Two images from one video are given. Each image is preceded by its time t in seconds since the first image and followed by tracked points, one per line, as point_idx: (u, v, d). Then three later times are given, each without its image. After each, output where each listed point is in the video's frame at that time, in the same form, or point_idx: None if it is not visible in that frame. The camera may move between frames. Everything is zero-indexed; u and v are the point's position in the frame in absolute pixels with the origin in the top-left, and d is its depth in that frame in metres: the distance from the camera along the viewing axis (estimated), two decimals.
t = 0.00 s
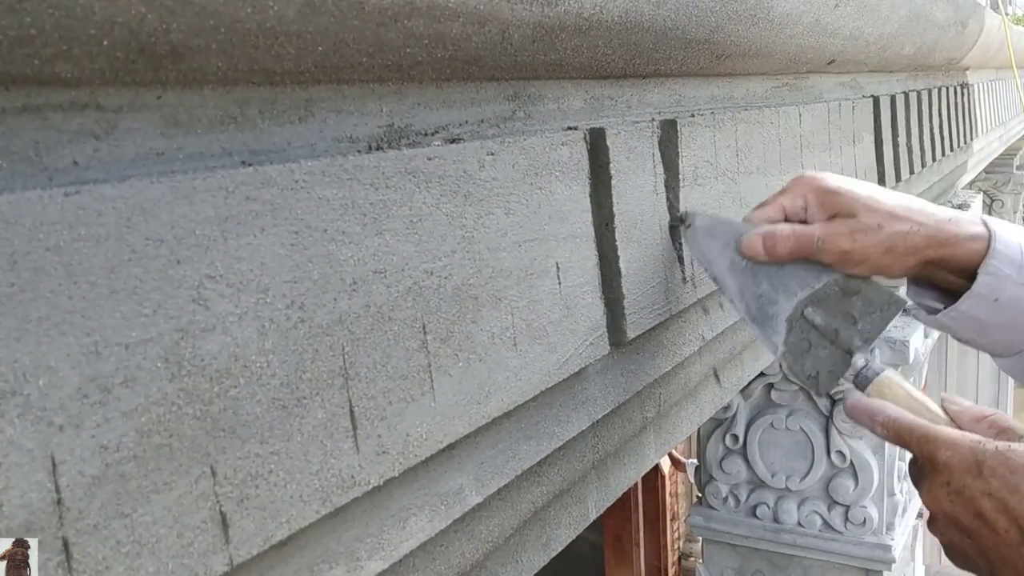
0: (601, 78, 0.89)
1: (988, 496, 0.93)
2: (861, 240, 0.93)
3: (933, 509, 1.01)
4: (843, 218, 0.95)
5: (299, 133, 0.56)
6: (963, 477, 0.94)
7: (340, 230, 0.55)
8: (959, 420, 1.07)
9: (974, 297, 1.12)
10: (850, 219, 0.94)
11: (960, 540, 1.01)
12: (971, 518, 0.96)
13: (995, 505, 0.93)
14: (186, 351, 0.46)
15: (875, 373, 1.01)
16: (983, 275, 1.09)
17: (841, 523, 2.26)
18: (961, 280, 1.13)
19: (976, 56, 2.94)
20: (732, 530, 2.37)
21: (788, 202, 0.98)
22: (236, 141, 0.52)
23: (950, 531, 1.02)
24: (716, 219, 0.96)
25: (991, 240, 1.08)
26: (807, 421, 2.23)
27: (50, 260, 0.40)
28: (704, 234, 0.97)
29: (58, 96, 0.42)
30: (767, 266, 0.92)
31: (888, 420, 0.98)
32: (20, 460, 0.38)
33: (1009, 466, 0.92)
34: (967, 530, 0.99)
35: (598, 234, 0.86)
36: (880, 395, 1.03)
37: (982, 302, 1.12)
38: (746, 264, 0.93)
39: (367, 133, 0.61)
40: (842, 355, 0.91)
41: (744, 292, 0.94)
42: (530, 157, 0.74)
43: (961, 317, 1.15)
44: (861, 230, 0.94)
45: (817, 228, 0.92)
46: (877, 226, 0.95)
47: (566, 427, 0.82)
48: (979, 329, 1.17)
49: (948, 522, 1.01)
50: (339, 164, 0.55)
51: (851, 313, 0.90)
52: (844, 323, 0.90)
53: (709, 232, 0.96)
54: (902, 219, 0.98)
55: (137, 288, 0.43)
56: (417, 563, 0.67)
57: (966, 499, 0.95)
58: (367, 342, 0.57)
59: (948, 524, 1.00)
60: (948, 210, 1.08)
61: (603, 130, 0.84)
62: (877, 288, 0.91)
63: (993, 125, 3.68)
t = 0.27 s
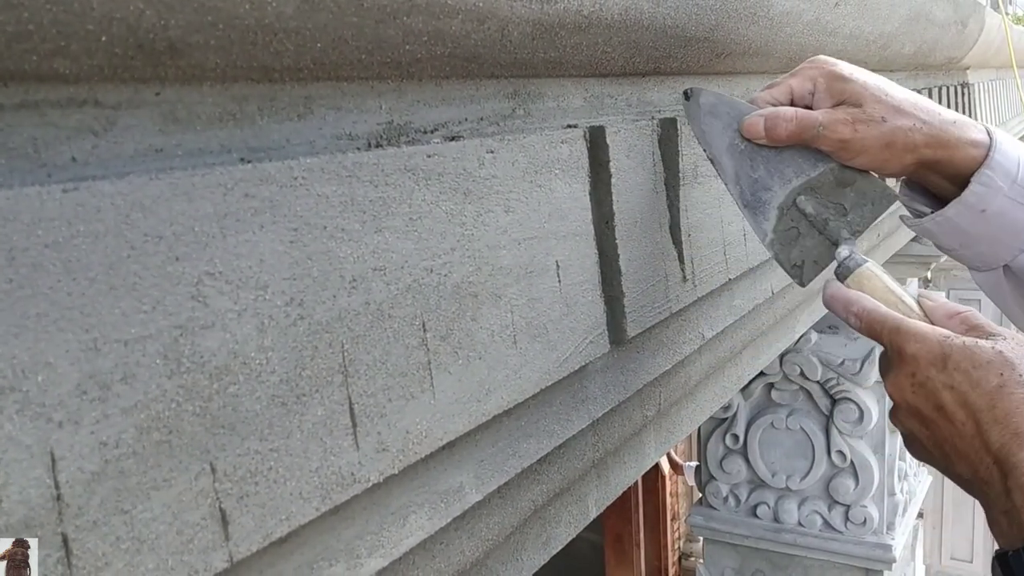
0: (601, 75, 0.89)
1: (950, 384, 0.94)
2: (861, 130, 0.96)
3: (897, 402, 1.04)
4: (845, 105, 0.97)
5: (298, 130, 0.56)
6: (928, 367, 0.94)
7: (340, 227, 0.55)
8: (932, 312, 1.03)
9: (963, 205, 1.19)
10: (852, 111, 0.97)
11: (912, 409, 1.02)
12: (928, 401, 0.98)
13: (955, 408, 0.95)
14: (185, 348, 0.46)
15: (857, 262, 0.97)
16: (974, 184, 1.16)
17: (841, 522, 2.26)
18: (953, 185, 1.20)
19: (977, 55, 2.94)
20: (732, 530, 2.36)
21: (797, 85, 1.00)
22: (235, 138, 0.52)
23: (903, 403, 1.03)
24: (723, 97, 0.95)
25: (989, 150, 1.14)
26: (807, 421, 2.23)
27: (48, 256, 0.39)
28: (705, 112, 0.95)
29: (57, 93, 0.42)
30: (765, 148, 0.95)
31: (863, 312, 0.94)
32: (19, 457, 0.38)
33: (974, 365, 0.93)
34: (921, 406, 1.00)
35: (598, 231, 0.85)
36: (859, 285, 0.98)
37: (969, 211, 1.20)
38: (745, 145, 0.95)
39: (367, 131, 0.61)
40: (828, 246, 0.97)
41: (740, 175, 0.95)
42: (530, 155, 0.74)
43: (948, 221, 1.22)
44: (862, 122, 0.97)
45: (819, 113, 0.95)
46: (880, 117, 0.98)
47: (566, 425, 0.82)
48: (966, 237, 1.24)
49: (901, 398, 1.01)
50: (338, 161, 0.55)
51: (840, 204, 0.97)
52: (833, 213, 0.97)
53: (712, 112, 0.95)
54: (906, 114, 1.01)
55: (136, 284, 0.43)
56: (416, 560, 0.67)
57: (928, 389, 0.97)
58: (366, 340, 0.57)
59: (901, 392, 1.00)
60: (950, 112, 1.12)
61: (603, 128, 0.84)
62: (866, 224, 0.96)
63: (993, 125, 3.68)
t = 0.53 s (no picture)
0: (604, 76, 0.89)
1: (935, 379, 0.95)
2: (848, 129, 0.96)
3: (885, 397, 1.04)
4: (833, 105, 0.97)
5: (303, 131, 0.56)
6: (914, 363, 0.95)
7: (345, 227, 0.55)
8: (921, 308, 1.05)
9: (950, 201, 1.20)
10: (839, 110, 0.97)
11: (902, 406, 1.03)
12: (914, 398, 0.99)
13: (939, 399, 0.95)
14: (192, 347, 0.46)
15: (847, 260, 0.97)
16: (960, 180, 1.17)
17: (841, 522, 2.26)
18: (939, 182, 1.20)
19: (978, 56, 2.94)
20: (733, 529, 2.37)
21: (783, 86, 1.00)
22: (241, 138, 0.52)
23: (893, 400, 1.04)
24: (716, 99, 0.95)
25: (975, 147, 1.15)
26: (807, 421, 2.24)
27: (57, 256, 0.40)
28: (699, 114, 0.95)
29: (65, 93, 0.43)
30: (756, 150, 0.94)
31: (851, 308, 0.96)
32: (29, 455, 0.39)
33: (959, 358, 0.94)
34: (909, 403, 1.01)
35: (600, 231, 0.86)
36: (849, 284, 0.99)
37: (956, 206, 1.21)
38: (737, 147, 0.94)
39: (371, 131, 0.62)
40: (819, 244, 0.97)
41: (734, 176, 0.95)
42: (533, 155, 0.74)
43: (934, 217, 1.22)
44: (849, 121, 0.97)
45: (807, 114, 0.94)
46: (866, 116, 0.98)
47: (568, 424, 0.82)
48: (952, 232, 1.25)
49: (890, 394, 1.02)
50: (342, 162, 0.55)
51: (831, 204, 0.96)
52: (824, 212, 0.96)
53: (705, 114, 0.94)
54: (891, 112, 1.01)
55: (143, 284, 0.44)
56: (420, 559, 0.67)
57: (914, 385, 0.97)
58: (371, 339, 0.57)
59: (890, 388, 1.02)
60: (936, 108, 1.13)
61: (606, 128, 0.84)
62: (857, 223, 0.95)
63: (994, 126, 3.69)
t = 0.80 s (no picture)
0: (605, 76, 0.89)
1: (929, 391, 0.93)
2: (839, 143, 0.97)
3: (884, 412, 1.03)
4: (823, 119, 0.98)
5: (306, 131, 0.56)
6: (910, 377, 0.94)
7: (347, 227, 0.55)
8: (918, 322, 1.04)
9: (944, 208, 1.20)
10: (830, 124, 0.97)
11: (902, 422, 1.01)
12: (911, 412, 0.97)
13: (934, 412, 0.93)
14: (195, 347, 0.46)
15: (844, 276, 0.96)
16: (955, 188, 1.17)
17: (842, 522, 2.26)
18: (934, 190, 1.20)
19: (978, 56, 2.94)
20: (733, 529, 2.37)
21: (774, 103, 1.00)
22: (244, 139, 0.52)
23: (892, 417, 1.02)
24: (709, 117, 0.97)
25: (968, 155, 1.15)
26: (807, 421, 2.24)
27: (61, 256, 0.40)
28: (694, 132, 0.97)
29: (69, 94, 0.43)
30: (752, 166, 0.95)
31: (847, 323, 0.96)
32: (33, 454, 0.39)
33: (953, 370, 0.91)
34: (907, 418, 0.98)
35: (601, 231, 0.86)
36: (847, 298, 0.98)
37: (951, 214, 1.21)
38: (733, 164, 0.95)
39: (374, 131, 0.62)
40: (817, 260, 0.95)
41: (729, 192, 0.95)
42: (535, 155, 0.74)
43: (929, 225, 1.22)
44: (840, 135, 0.97)
45: (798, 130, 0.95)
46: (856, 129, 0.98)
47: (570, 424, 0.82)
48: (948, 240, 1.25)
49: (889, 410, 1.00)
50: (345, 162, 0.55)
51: (827, 219, 0.95)
52: (821, 228, 0.95)
53: (700, 132, 0.96)
54: (882, 124, 1.01)
55: (147, 284, 0.44)
56: (422, 558, 0.67)
57: (912, 400, 0.96)
58: (373, 339, 0.58)
59: (889, 404, 1.00)
60: (928, 116, 1.13)
61: (607, 128, 0.84)
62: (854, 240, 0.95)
63: (994, 126, 3.69)
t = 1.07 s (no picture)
0: (606, 76, 0.89)
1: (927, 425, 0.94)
2: (835, 173, 0.97)
3: (888, 445, 1.04)
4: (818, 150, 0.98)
5: (309, 130, 0.57)
6: (908, 411, 0.95)
7: (350, 226, 0.56)
8: (919, 352, 1.03)
9: (942, 232, 1.23)
10: (824, 155, 0.98)
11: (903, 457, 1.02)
12: (911, 448, 0.98)
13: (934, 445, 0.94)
14: (199, 344, 0.46)
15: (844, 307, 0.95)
16: (951, 212, 1.20)
17: (842, 522, 2.26)
18: (932, 215, 1.24)
19: (978, 56, 2.94)
20: (733, 529, 2.37)
21: (768, 135, 1.01)
22: (248, 137, 0.52)
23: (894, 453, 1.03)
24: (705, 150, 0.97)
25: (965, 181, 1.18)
26: (807, 421, 2.24)
27: (67, 254, 0.40)
28: (689, 165, 0.97)
29: (74, 93, 0.43)
30: (749, 199, 0.95)
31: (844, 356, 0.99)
32: (39, 450, 0.39)
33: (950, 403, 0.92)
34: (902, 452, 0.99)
35: (602, 230, 0.86)
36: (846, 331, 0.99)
37: (949, 237, 1.24)
38: (730, 197, 0.95)
39: (376, 130, 0.62)
40: (818, 290, 0.94)
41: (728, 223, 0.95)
42: (536, 155, 0.74)
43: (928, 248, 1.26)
44: (835, 165, 0.97)
45: (794, 162, 0.95)
46: (850, 159, 0.99)
47: (570, 422, 0.83)
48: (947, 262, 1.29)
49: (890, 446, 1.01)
50: (347, 161, 0.55)
51: (827, 248, 0.94)
52: (821, 257, 0.94)
53: (695, 163, 0.96)
54: (875, 152, 1.02)
55: (151, 281, 0.44)
56: (423, 555, 0.67)
57: (911, 434, 0.97)
58: (376, 337, 0.58)
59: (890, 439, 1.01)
60: (920, 141, 1.14)
61: (607, 128, 0.85)
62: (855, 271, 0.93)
63: (994, 126, 3.69)
